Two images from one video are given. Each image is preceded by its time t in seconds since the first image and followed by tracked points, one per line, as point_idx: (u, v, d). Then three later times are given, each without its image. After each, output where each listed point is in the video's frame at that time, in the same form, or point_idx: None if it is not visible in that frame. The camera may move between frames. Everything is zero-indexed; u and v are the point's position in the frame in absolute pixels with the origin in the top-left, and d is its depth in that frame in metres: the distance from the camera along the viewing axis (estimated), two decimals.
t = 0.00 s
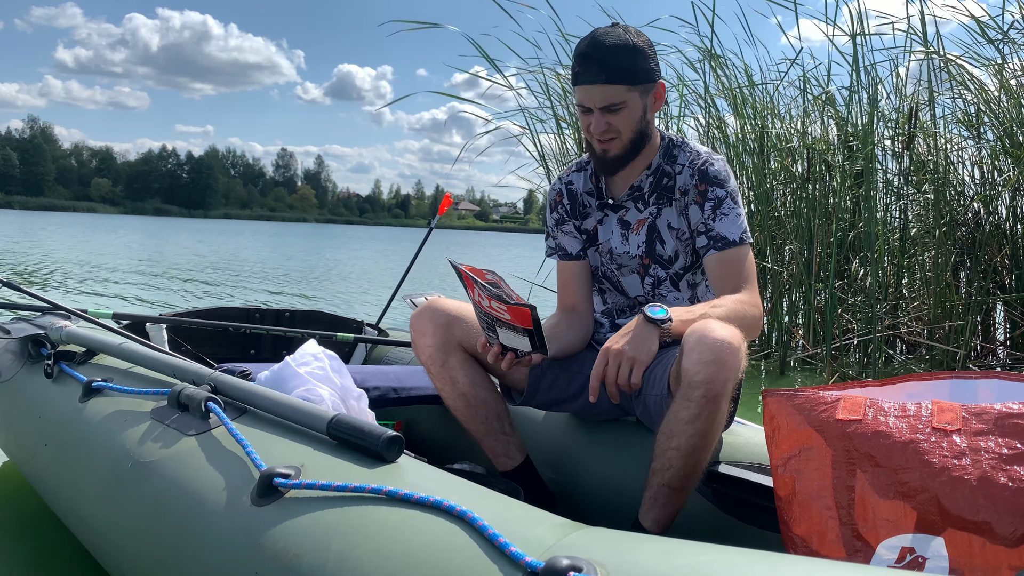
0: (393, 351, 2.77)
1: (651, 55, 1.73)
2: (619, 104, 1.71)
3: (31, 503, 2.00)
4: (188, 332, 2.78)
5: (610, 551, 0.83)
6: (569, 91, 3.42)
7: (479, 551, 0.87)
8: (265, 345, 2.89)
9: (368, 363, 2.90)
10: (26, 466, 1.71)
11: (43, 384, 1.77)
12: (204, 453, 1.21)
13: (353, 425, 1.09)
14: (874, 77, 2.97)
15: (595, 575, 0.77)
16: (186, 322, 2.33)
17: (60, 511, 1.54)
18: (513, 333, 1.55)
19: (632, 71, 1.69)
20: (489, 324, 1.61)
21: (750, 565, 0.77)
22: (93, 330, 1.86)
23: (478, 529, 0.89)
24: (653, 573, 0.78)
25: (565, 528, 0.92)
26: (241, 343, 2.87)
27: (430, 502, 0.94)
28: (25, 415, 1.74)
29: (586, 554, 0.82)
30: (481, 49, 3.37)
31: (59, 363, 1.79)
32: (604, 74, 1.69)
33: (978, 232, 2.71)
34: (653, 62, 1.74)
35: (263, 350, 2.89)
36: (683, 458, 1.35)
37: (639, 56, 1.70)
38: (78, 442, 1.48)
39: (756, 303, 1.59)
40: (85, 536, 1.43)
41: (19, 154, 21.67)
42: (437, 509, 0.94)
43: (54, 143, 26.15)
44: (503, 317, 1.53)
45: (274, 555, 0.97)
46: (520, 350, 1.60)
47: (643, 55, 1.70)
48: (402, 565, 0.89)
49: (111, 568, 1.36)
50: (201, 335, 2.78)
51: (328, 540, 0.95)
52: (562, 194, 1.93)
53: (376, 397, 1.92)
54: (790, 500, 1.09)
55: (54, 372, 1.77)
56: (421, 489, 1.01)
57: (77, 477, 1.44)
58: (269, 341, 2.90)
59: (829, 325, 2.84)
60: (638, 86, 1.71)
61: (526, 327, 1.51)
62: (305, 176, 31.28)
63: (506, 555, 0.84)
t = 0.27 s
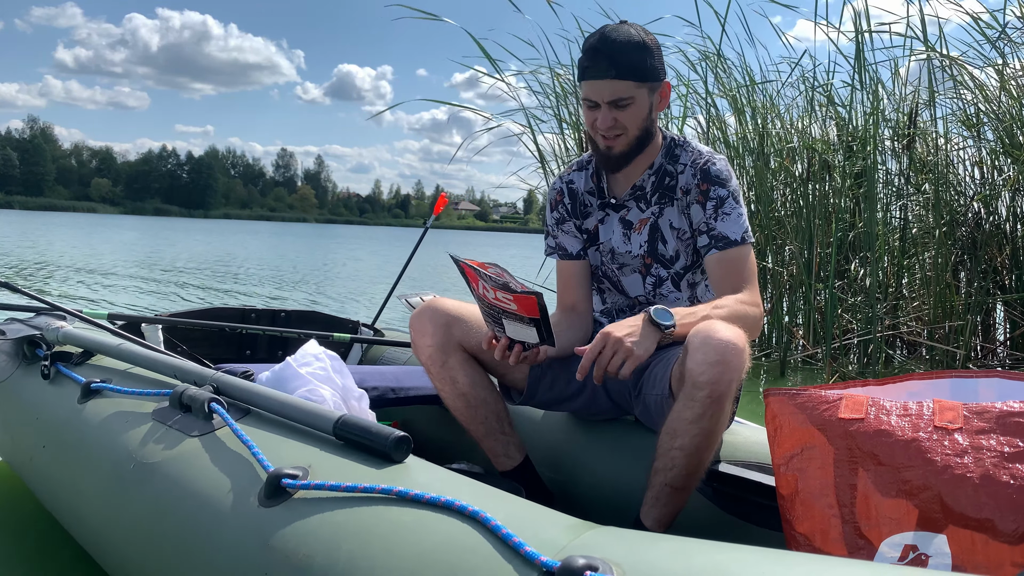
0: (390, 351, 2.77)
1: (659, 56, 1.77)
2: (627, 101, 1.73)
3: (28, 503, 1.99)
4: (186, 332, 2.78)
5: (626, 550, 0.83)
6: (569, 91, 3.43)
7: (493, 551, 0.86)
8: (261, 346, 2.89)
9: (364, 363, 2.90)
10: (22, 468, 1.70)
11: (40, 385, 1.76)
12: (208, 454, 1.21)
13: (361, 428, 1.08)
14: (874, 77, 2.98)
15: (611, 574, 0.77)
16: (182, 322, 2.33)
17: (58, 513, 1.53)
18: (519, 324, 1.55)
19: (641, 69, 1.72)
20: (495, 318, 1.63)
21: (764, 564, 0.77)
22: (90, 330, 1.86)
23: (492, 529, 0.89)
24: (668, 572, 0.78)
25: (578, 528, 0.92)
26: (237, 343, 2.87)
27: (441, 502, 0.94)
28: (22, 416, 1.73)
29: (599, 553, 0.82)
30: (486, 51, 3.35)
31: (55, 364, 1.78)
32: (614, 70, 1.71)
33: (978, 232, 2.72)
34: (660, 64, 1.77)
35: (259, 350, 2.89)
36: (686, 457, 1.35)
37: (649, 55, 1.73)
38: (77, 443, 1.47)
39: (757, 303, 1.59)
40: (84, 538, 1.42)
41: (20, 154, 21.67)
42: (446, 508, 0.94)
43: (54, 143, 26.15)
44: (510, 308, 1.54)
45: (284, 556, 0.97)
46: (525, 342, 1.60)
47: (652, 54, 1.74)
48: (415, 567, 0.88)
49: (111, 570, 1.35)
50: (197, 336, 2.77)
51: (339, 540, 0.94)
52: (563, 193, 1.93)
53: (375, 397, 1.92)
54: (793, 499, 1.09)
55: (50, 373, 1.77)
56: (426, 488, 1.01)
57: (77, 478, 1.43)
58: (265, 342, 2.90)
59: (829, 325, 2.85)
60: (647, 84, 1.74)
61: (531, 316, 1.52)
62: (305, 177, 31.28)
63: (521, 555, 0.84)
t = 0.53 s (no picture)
0: (388, 352, 2.77)
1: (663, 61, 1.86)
2: (644, 82, 1.79)
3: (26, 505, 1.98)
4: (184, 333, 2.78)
5: (644, 551, 0.83)
6: (569, 92, 3.43)
7: (507, 552, 0.87)
8: (258, 346, 2.89)
9: (362, 363, 2.90)
10: (19, 470, 1.69)
11: (38, 387, 1.75)
12: (213, 456, 1.20)
13: (370, 427, 1.08)
14: (874, 77, 2.98)
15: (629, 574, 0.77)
16: (179, 322, 2.33)
17: (56, 516, 1.52)
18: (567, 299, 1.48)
19: (653, 61, 1.79)
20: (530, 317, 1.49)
21: (779, 564, 0.77)
22: (88, 331, 1.85)
23: (506, 530, 0.89)
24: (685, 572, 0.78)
25: (593, 529, 0.92)
26: (234, 343, 2.87)
27: (454, 503, 0.95)
28: (19, 419, 1.72)
29: (613, 553, 0.82)
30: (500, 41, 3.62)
31: (53, 365, 1.78)
32: (632, 51, 1.77)
33: (978, 232, 2.72)
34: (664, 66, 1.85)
35: (255, 350, 2.89)
36: (689, 457, 1.36)
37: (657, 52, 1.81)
38: (77, 445, 1.46)
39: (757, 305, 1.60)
40: (84, 541, 1.41)
41: (20, 154, 21.67)
42: (457, 509, 0.95)
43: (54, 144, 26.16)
44: (558, 284, 1.45)
45: (294, 557, 0.96)
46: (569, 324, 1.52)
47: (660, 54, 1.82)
48: (430, 568, 0.88)
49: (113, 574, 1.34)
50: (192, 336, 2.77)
51: (352, 541, 0.94)
52: (563, 194, 1.93)
53: (375, 398, 1.92)
54: (798, 498, 1.09)
55: (49, 374, 1.77)
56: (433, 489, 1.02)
57: (77, 481, 1.42)
58: (263, 342, 2.89)
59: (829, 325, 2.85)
60: (656, 78, 1.80)
61: (581, 280, 1.48)
62: (305, 177, 31.28)
63: (537, 555, 0.84)
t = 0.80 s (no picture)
0: (384, 351, 2.77)
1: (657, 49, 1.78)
2: (632, 88, 1.73)
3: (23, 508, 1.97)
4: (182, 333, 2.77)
5: (658, 552, 0.83)
6: (569, 91, 3.43)
7: (522, 554, 0.87)
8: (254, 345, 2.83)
9: (359, 363, 2.89)
10: (15, 473, 1.68)
11: (33, 389, 1.74)
12: (218, 459, 1.20)
13: (377, 429, 1.08)
14: (874, 77, 2.98)
15: None
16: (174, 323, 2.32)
17: (54, 519, 1.51)
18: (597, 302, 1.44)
19: (642, 58, 1.72)
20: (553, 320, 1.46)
21: (792, 568, 0.77)
22: (85, 332, 1.85)
23: (520, 532, 0.89)
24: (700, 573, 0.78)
25: (605, 531, 0.92)
26: (230, 344, 2.81)
27: (466, 505, 0.94)
28: (15, 421, 1.71)
29: (627, 555, 0.83)
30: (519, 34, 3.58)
31: (49, 366, 1.77)
32: (617, 59, 1.71)
33: (978, 231, 2.73)
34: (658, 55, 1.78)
35: (251, 351, 2.84)
36: (695, 457, 1.36)
37: (648, 45, 1.73)
38: (76, 448, 1.46)
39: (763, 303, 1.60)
40: (84, 544, 1.41)
41: (20, 154, 21.66)
42: (467, 510, 0.95)
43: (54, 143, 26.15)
44: (585, 282, 1.41)
45: (303, 561, 0.96)
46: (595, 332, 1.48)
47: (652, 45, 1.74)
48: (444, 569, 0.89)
49: None
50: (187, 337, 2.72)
51: (363, 544, 0.94)
52: (563, 193, 1.93)
53: (374, 399, 1.92)
54: (802, 498, 1.09)
55: (44, 375, 1.76)
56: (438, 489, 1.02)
57: (76, 484, 1.42)
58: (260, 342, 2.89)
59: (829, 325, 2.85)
60: (647, 75, 1.74)
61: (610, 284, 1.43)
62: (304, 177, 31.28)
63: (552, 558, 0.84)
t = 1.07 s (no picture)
0: (381, 351, 2.78)
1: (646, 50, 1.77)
2: (619, 95, 1.73)
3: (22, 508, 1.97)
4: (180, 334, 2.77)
5: (671, 551, 0.84)
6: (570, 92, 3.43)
7: (537, 553, 0.87)
8: (252, 346, 2.82)
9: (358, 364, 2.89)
10: (13, 475, 1.67)
11: (32, 390, 1.74)
12: (223, 460, 1.21)
13: (387, 430, 1.08)
14: (874, 77, 2.98)
15: (664, 575, 0.78)
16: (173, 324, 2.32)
17: (53, 520, 1.51)
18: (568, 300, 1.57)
19: (627, 63, 1.72)
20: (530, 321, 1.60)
21: (804, 567, 0.78)
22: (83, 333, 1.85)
23: (536, 532, 0.89)
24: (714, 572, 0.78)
25: (620, 531, 0.92)
26: (227, 345, 2.80)
27: (480, 505, 0.95)
28: (13, 422, 1.71)
29: (640, 554, 0.83)
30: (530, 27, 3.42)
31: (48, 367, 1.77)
32: (600, 68, 1.71)
33: (978, 232, 2.73)
34: (647, 56, 1.76)
35: (249, 352, 2.83)
36: (699, 458, 1.36)
37: (633, 49, 1.72)
38: (78, 449, 1.46)
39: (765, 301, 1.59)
40: (84, 546, 1.41)
41: (19, 154, 21.66)
42: (480, 510, 0.95)
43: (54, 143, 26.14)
44: (548, 285, 1.57)
45: (314, 561, 0.96)
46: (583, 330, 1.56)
47: (637, 48, 1.73)
48: (458, 569, 0.89)
49: None
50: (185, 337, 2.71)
51: (376, 545, 0.94)
52: (563, 193, 1.93)
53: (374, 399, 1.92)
54: (807, 497, 1.10)
55: (43, 376, 1.76)
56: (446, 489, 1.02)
57: (77, 486, 1.42)
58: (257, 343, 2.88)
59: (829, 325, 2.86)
60: (634, 78, 1.74)
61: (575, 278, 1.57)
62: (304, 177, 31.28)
63: (570, 557, 0.85)
